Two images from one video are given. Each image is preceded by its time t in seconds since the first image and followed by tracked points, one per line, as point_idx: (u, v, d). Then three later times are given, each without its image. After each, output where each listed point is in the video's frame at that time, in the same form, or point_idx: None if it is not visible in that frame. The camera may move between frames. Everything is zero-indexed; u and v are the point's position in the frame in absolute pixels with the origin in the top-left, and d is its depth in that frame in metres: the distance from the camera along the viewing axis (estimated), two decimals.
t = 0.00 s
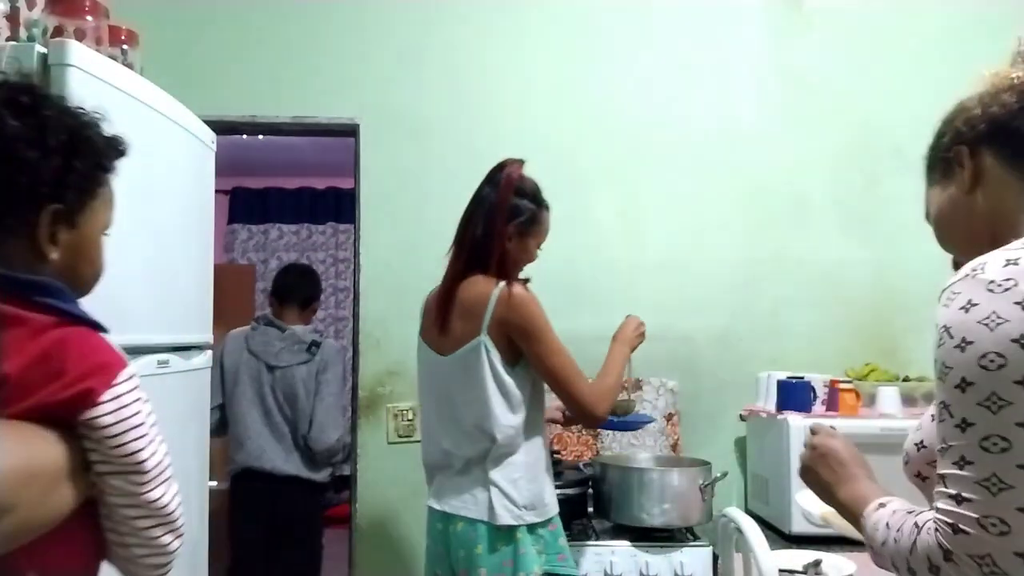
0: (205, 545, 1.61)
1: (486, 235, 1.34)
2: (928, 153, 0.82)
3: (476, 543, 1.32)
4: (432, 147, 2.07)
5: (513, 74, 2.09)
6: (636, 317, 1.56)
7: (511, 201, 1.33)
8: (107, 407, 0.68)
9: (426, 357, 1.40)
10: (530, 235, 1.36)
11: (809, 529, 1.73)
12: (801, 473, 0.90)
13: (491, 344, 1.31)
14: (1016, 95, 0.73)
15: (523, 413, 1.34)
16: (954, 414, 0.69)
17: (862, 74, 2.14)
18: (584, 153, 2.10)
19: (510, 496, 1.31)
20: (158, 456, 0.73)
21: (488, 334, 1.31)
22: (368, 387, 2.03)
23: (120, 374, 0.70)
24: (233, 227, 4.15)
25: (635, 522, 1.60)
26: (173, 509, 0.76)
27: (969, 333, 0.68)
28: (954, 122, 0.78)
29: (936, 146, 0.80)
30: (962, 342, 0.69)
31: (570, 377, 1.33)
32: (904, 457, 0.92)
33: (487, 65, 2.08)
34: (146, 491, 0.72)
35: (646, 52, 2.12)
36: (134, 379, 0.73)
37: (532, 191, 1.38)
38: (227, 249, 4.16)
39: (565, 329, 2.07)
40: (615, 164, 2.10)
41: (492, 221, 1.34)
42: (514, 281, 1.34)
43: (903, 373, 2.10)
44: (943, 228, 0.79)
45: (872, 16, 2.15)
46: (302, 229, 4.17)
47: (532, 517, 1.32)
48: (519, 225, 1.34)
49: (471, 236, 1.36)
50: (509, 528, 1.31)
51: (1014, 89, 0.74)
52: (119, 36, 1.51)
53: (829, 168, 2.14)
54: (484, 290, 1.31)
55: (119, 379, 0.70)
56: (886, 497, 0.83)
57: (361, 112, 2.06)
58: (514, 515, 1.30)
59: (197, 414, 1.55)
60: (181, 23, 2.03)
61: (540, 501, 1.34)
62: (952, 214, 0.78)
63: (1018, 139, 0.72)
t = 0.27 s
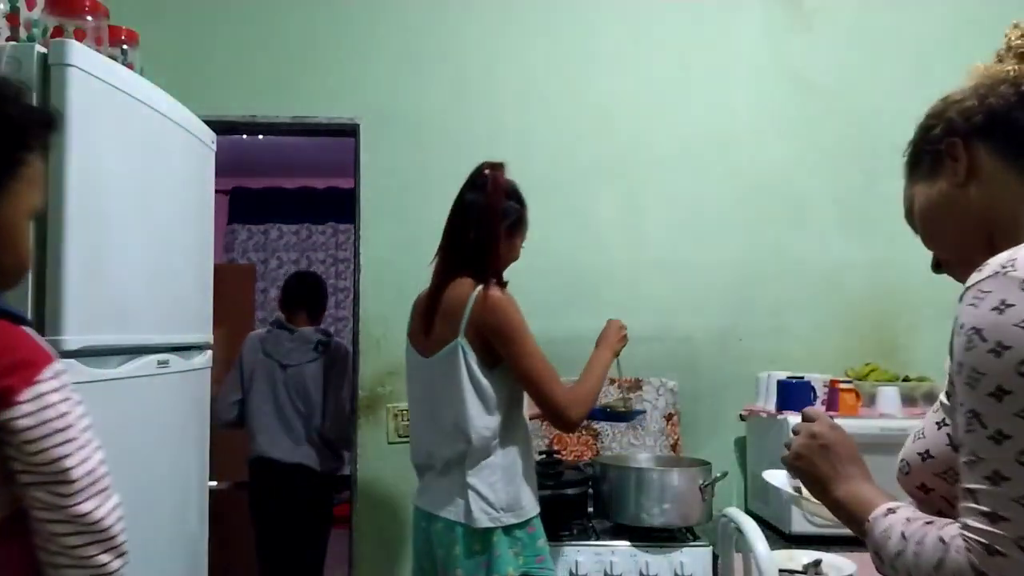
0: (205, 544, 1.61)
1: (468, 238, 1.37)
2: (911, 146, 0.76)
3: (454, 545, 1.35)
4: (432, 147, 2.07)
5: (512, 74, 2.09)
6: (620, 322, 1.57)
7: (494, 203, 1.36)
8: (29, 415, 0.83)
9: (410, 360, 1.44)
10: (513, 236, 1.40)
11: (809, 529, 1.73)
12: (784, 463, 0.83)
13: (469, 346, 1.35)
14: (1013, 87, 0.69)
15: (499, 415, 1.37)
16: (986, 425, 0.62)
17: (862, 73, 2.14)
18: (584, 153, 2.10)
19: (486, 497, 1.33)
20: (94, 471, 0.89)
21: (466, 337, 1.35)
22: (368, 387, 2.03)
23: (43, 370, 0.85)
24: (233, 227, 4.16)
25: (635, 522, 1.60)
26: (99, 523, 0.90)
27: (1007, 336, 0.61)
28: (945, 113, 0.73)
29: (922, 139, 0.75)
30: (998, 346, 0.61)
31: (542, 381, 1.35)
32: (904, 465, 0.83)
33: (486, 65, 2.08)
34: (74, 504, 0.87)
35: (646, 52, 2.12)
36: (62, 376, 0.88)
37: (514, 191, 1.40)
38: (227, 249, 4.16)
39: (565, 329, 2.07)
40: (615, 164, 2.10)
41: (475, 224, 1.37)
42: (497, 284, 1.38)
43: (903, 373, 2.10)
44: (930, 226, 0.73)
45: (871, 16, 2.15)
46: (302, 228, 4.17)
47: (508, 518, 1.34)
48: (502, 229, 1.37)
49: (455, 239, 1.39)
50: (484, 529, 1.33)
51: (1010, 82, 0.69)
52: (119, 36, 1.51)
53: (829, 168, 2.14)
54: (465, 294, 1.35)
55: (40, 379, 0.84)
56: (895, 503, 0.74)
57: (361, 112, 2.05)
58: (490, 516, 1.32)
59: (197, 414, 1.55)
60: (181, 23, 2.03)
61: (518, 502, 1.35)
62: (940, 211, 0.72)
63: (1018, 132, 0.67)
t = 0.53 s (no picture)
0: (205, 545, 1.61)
1: (446, 241, 1.37)
2: (906, 141, 0.74)
3: (448, 547, 1.35)
4: (432, 147, 2.07)
5: (512, 74, 2.09)
6: (605, 325, 1.56)
7: (465, 202, 1.36)
8: None
9: (403, 367, 1.44)
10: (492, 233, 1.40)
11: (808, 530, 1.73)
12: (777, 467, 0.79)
13: (456, 351, 1.35)
14: (1015, 80, 0.67)
15: (485, 420, 1.36)
16: None
17: (862, 74, 2.14)
18: (584, 153, 2.10)
19: (476, 500, 1.33)
20: (29, 452, 0.88)
21: (453, 343, 1.35)
22: (368, 387, 2.03)
23: None
24: (233, 227, 4.16)
25: (635, 522, 1.60)
26: (40, 508, 0.88)
27: None
28: (942, 106, 0.70)
29: (917, 133, 0.72)
30: None
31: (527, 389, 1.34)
32: (912, 473, 0.75)
33: (486, 64, 2.08)
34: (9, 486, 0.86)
35: (646, 52, 2.12)
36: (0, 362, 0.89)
37: (484, 189, 1.41)
38: (227, 249, 4.16)
39: (565, 329, 2.07)
40: (614, 164, 2.10)
41: (451, 226, 1.36)
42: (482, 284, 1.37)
43: (903, 373, 2.10)
44: (929, 223, 0.71)
45: (871, 16, 2.15)
46: (302, 229, 4.17)
47: (498, 522, 1.33)
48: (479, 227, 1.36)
49: (433, 244, 1.38)
50: (474, 533, 1.32)
51: (1010, 75, 0.68)
52: (119, 36, 1.51)
53: (829, 168, 2.14)
54: (450, 299, 1.34)
55: None
56: (915, 517, 0.69)
57: (361, 112, 2.05)
58: (480, 519, 1.32)
59: (197, 414, 1.54)
60: (181, 23, 2.03)
61: (507, 505, 1.35)
62: (939, 207, 0.70)
63: (1020, 126, 0.66)
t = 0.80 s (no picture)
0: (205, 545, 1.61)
1: (438, 243, 1.37)
2: (908, 137, 0.73)
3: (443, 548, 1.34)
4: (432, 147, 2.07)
5: (512, 74, 2.09)
6: (597, 334, 1.54)
7: (457, 203, 1.35)
8: None
9: (399, 369, 1.44)
10: (485, 234, 1.40)
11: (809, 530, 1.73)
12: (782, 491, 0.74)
13: (445, 351, 1.34)
14: None
15: (472, 421, 1.35)
16: None
17: (862, 74, 2.14)
18: (584, 153, 2.10)
19: (461, 502, 1.31)
20: (9, 453, 0.81)
21: (443, 343, 1.34)
22: (368, 387, 2.03)
23: None
24: (234, 227, 4.16)
25: (635, 522, 1.60)
26: (23, 506, 0.83)
27: None
28: (947, 101, 0.70)
29: (920, 129, 0.72)
30: None
31: (513, 387, 1.32)
32: (926, 476, 0.70)
33: (486, 64, 2.08)
34: None
35: (646, 52, 2.12)
36: None
37: (476, 191, 1.40)
38: (227, 249, 4.16)
39: (565, 328, 2.07)
40: (615, 164, 2.10)
41: (442, 228, 1.36)
42: (474, 285, 1.37)
43: (904, 373, 2.10)
44: (936, 219, 0.70)
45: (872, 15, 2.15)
46: (302, 229, 4.16)
47: (484, 523, 1.32)
48: (470, 228, 1.36)
49: (426, 247, 1.39)
50: (460, 534, 1.31)
51: (1017, 70, 0.67)
52: (120, 36, 1.51)
53: (829, 168, 2.14)
54: (439, 300, 1.34)
55: None
56: (951, 536, 0.63)
57: (361, 112, 2.06)
58: (465, 521, 1.30)
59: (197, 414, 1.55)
60: (181, 23, 2.03)
61: (494, 507, 1.34)
62: (944, 204, 0.70)
63: None
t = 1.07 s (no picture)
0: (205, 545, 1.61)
1: (439, 246, 1.37)
2: (903, 137, 0.73)
3: (440, 549, 1.34)
4: (432, 147, 2.07)
5: (512, 74, 2.09)
6: (600, 345, 1.54)
7: (461, 207, 1.36)
8: None
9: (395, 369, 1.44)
10: (487, 240, 1.40)
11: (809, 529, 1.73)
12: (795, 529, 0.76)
13: (439, 353, 1.34)
14: (1019, 73, 0.66)
15: (464, 424, 1.35)
16: None
17: (862, 74, 2.14)
18: (584, 153, 2.10)
19: (452, 504, 1.31)
20: (34, 428, 0.86)
21: (437, 343, 1.34)
22: (368, 387, 2.03)
23: None
24: (233, 227, 4.16)
25: (635, 522, 1.60)
26: (47, 482, 0.86)
27: None
28: (942, 101, 0.69)
29: (916, 129, 0.71)
30: None
31: (505, 389, 1.30)
32: (932, 478, 0.69)
33: (486, 64, 2.08)
34: (15, 462, 0.84)
35: (646, 52, 2.12)
36: None
37: (481, 197, 1.41)
38: (227, 249, 4.16)
39: (565, 328, 2.07)
40: (615, 164, 2.10)
41: (444, 232, 1.36)
42: (472, 289, 1.36)
43: (904, 373, 2.10)
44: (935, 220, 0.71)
45: (872, 15, 2.15)
46: (302, 228, 4.17)
47: (474, 526, 1.31)
48: (472, 233, 1.36)
49: (427, 249, 1.39)
50: (451, 536, 1.31)
51: (1012, 68, 0.67)
52: (120, 36, 1.51)
53: (829, 167, 2.14)
54: (435, 302, 1.34)
55: None
56: (970, 547, 0.62)
57: (361, 112, 2.06)
58: (456, 524, 1.30)
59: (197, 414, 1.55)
60: (181, 22, 2.02)
61: (486, 510, 1.33)
62: (944, 205, 0.70)
63: None
